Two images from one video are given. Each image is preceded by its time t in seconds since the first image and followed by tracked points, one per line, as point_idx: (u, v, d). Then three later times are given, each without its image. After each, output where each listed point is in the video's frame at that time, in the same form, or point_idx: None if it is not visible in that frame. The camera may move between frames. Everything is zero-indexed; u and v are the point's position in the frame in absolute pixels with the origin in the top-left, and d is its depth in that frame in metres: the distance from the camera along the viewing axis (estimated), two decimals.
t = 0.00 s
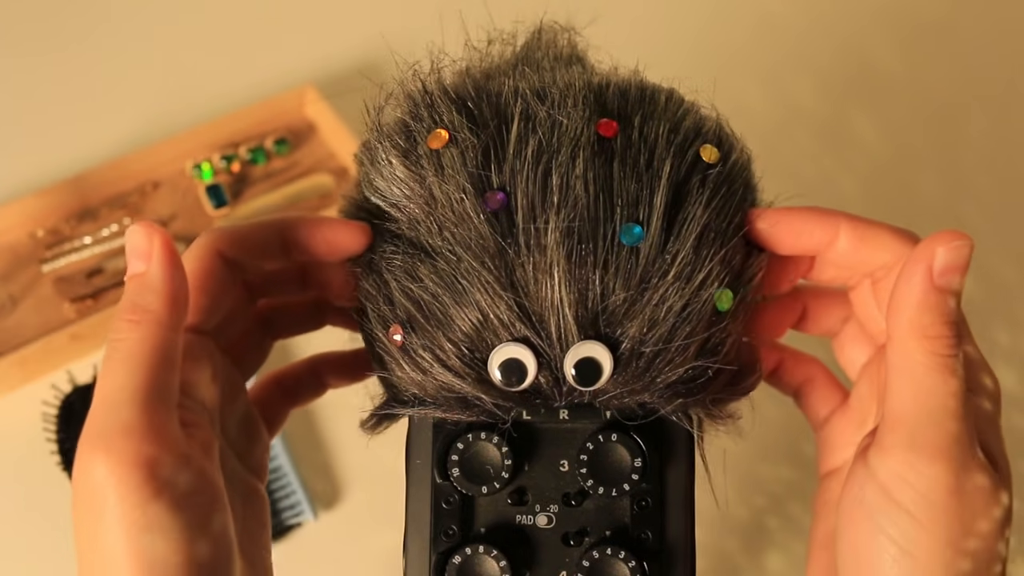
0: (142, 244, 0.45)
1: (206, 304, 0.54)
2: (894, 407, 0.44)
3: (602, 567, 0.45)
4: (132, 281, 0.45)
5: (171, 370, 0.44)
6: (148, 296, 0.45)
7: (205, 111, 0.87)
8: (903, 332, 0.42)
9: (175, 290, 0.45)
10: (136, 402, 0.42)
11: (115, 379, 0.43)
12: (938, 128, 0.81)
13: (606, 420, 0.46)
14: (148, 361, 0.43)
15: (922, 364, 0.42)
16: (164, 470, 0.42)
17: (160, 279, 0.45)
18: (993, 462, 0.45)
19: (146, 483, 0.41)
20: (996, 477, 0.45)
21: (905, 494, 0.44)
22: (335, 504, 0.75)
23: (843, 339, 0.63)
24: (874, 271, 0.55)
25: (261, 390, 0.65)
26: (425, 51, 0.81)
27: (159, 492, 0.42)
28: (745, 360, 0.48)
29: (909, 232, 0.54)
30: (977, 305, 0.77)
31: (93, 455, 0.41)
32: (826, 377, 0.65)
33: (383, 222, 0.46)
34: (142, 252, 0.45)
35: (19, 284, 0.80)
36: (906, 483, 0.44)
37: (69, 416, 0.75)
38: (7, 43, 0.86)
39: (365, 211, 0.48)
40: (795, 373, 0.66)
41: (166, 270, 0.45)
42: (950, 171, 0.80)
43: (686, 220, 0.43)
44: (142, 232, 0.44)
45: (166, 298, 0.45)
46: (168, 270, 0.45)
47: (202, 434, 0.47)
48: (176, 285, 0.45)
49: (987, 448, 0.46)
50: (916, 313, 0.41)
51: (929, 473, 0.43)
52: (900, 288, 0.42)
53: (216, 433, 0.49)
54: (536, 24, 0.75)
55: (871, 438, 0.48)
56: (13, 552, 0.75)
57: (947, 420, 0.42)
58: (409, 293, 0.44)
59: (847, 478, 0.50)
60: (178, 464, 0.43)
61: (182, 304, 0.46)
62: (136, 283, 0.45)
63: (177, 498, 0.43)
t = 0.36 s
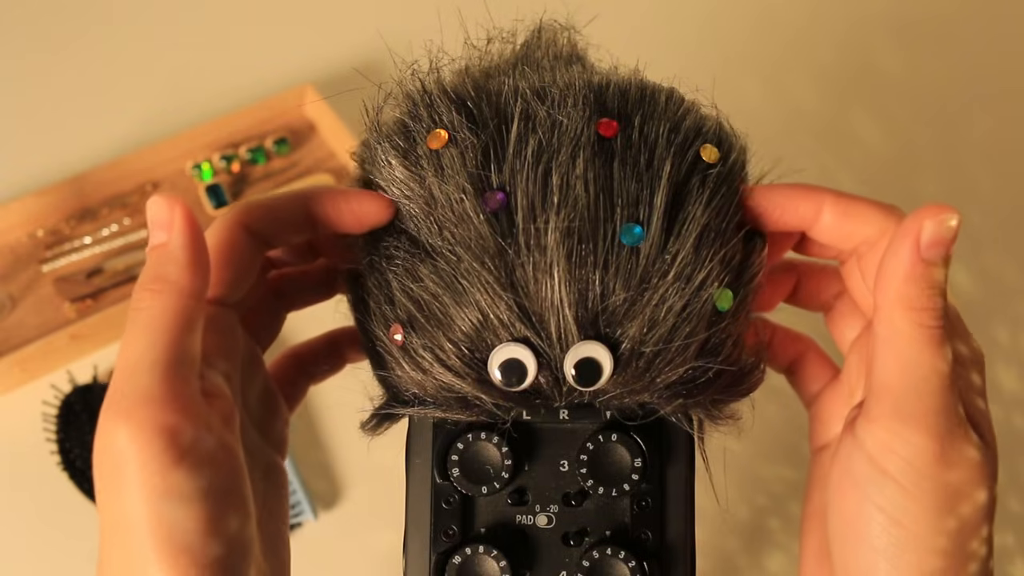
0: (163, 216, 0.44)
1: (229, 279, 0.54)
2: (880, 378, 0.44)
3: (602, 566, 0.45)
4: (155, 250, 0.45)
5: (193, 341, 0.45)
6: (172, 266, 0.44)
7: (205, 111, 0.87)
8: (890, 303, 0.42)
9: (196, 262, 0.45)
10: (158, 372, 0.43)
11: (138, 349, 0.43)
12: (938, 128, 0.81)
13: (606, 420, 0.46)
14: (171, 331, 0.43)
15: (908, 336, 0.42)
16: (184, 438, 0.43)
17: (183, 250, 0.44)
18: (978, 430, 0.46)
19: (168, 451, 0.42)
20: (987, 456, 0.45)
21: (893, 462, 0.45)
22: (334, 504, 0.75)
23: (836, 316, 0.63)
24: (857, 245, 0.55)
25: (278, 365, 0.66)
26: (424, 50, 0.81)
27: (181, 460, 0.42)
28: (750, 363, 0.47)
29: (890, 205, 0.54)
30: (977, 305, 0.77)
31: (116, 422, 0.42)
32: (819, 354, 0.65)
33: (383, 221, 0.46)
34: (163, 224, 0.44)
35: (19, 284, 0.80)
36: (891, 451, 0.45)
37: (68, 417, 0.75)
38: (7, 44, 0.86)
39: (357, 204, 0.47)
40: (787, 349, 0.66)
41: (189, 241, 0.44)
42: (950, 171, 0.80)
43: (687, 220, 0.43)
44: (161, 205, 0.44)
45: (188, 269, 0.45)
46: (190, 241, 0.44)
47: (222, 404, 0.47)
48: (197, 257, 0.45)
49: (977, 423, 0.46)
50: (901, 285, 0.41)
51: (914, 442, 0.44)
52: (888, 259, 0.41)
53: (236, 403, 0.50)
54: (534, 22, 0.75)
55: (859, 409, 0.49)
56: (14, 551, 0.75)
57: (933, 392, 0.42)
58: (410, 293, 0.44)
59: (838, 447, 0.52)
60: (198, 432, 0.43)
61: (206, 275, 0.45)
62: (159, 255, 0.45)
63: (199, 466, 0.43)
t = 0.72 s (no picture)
0: (185, 181, 0.45)
1: (247, 245, 0.54)
2: (862, 338, 0.45)
3: (602, 567, 0.46)
4: (174, 216, 0.46)
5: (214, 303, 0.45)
6: (194, 229, 0.45)
7: (205, 111, 0.87)
8: (870, 265, 0.44)
9: (218, 225, 0.46)
10: (179, 334, 0.43)
11: (159, 310, 0.44)
12: (937, 128, 0.81)
13: (606, 420, 0.46)
14: (192, 292, 0.44)
15: (890, 296, 0.43)
16: (204, 398, 0.43)
17: (205, 214, 0.45)
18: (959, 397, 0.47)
19: (188, 410, 0.42)
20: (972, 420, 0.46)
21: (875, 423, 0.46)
22: (334, 504, 0.75)
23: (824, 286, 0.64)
24: (840, 212, 0.56)
25: (292, 338, 0.67)
26: (424, 49, 0.81)
27: (201, 420, 0.42)
28: (751, 364, 0.48)
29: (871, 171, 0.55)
30: (976, 306, 0.77)
31: (137, 381, 0.42)
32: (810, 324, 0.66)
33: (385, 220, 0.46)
34: (185, 189, 0.45)
35: (20, 283, 0.81)
36: (874, 412, 0.46)
37: (69, 418, 0.75)
38: (8, 44, 0.86)
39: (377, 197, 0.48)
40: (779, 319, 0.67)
41: (211, 205, 0.45)
42: (950, 171, 0.80)
43: (687, 221, 0.43)
44: (185, 168, 0.45)
45: (211, 233, 0.45)
46: (211, 206, 0.45)
47: (241, 368, 0.48)
48: (219, 220, 0.46)
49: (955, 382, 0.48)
50: (883, 246, 0.43)
51: (896, 401, 0.45)
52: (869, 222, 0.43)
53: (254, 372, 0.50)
54: (534, 21, 0.75)
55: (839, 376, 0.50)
56: (15, 551, 0.76)
57: (913, 351, 0.44)
58: (410, 292, 0.44)
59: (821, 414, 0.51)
60: (219, 392, 0.44)
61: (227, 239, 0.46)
62: (180, 220, 0.45)
63: (218, 427, 0.43)
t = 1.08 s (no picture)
0: (202, 155, 0.46)
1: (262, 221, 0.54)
2: (844, 311, 0.47)
3: (602, 567, 0.46)
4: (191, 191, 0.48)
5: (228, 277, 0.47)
6: (209, 203, 0.47)
7: (205, 111, 0.87)
8: (851, 237, 0.45)
9: (233, 199, 0.47)
10: (195, 302, 0.45)
11: (176, 282, 0.45)
12: (937, 128, 0.81)
13: (606, 420, 0.46)
14: (207, 263, 0.46)
15: (871, 269, 0.45)
16: (219, 368, 0.44)
17: (220, 188, 0.47)
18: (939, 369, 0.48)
19: (204, 378, 0.44)
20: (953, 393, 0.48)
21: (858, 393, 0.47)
22: (335, 504, 0.75)
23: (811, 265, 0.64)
24: (823, 187, 0.57)
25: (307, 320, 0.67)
26: (425, 49, 0.80)
27: (216, 389, 0.44)
28: (751, 366, 0.48)
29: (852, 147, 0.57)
30: (976, 306, 0.77)
31: (154, 350, 0.44)
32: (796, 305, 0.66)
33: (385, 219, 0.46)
34: (202, 162, 0.46)
35: (20, 284, 0.80)
36: (855, 382, 0.47)
37: (69, 418, 0.75)
38: (8, 45, 0.86)
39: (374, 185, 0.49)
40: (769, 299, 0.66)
41: (226, 179, 0.46)
42: (950, 171, 0.80)
43: (686, 221, 0.43)
44: (201, 144, 0.46)
45: (225, 207, 0.47)
46: (227, 179, 0.47)
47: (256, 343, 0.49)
48: (234, 195, 0.47)
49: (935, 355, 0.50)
50: (863, 218, 0.44)
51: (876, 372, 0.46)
52: (851, 195, 0.45)
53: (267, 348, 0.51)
54: (534, 21, 0.75)
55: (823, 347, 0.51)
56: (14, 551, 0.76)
57: (895, 323, 0.45)
58: (410, 292, 0.44)
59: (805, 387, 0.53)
60: (234, 362, 0.45)
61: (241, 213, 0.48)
62: (196, 194, 0.47)
63: (232, 395, 0.45)
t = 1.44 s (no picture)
0: (211, 127, 0.47)
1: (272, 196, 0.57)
2: (828, 283, 0.47)
3: (602, 566, 0.46)
4: (201, 163, 0.48)
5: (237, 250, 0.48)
6: (219, 175, 0.47)
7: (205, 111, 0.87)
8: (836, 211, 0.46)
9: (243, 172, 0.48)
10: (207, 275, 0.46)
11: (187, 253, 0.46)
12: (937, 127, 0.81)
13: (606, 420, 0.46)
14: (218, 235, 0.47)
15: (856, 240, 0.45)
16: (228, 338, 0.46)
17: (230, 161, 0.47)
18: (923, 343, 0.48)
19: (214, 347, 0.45)
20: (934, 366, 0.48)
21: (840, 365, 0.47)
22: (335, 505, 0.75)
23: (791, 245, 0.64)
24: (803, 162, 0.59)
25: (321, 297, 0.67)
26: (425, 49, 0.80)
27: (226, 357, 0.45)
28: (751, 367, 0.48)
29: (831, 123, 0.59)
30: (975, 305, 0.77)
31: (166, 319, 0.45)
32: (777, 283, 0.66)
33: (384, 217, 0.46)
34: (212, 135, 0.47)
35: (20, 283, 0.80)
36: (838, 354, 0.47)
37: (69, 418, 0.75)
38: (8, 46, 0.86)
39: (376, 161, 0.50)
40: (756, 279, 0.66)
41: (236, 152, 0.47)
42: (950, 171, 0.80)
43: (686, 221, 0.43)
44: (211, 117, 0.46)
45: (236, 181, 0.47)
46: (236, 153, 0.47)
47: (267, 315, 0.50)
48: (242, 167, 0.47)
49: (920, 329, 0.50)
50: (847, 192, 0.45)
51: (861, 345, 0.46)
52: (835, 168, 0.45)
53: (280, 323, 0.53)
54: (534, 21, 0.75)
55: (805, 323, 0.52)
56: (14, 551, 0.76)
57: (876, 293, 0.46)
58: (410, 293, 0.44)
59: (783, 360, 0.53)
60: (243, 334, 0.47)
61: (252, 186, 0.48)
62: (207, 166, 0.47)
63: (241, 366, 0.46)
